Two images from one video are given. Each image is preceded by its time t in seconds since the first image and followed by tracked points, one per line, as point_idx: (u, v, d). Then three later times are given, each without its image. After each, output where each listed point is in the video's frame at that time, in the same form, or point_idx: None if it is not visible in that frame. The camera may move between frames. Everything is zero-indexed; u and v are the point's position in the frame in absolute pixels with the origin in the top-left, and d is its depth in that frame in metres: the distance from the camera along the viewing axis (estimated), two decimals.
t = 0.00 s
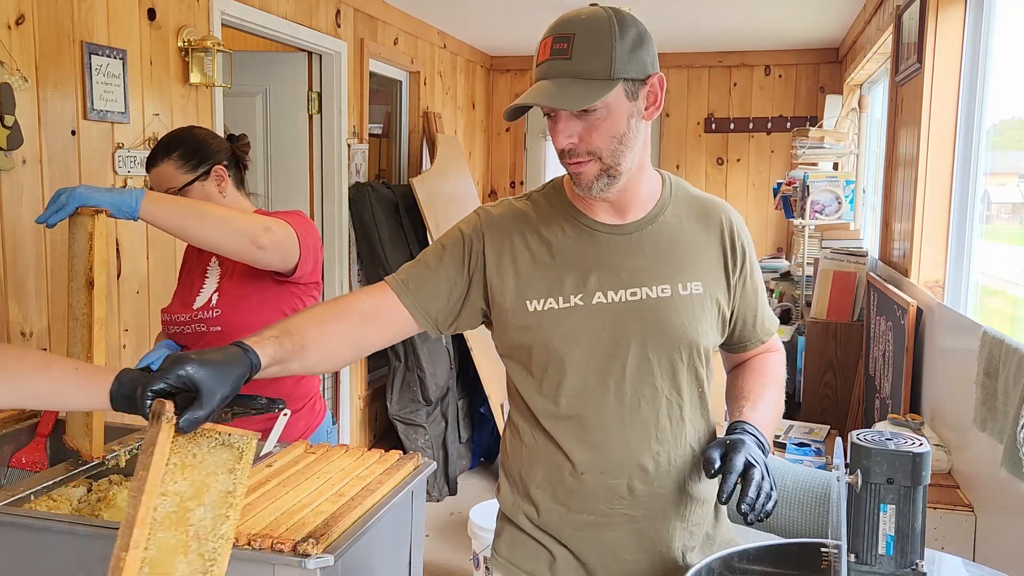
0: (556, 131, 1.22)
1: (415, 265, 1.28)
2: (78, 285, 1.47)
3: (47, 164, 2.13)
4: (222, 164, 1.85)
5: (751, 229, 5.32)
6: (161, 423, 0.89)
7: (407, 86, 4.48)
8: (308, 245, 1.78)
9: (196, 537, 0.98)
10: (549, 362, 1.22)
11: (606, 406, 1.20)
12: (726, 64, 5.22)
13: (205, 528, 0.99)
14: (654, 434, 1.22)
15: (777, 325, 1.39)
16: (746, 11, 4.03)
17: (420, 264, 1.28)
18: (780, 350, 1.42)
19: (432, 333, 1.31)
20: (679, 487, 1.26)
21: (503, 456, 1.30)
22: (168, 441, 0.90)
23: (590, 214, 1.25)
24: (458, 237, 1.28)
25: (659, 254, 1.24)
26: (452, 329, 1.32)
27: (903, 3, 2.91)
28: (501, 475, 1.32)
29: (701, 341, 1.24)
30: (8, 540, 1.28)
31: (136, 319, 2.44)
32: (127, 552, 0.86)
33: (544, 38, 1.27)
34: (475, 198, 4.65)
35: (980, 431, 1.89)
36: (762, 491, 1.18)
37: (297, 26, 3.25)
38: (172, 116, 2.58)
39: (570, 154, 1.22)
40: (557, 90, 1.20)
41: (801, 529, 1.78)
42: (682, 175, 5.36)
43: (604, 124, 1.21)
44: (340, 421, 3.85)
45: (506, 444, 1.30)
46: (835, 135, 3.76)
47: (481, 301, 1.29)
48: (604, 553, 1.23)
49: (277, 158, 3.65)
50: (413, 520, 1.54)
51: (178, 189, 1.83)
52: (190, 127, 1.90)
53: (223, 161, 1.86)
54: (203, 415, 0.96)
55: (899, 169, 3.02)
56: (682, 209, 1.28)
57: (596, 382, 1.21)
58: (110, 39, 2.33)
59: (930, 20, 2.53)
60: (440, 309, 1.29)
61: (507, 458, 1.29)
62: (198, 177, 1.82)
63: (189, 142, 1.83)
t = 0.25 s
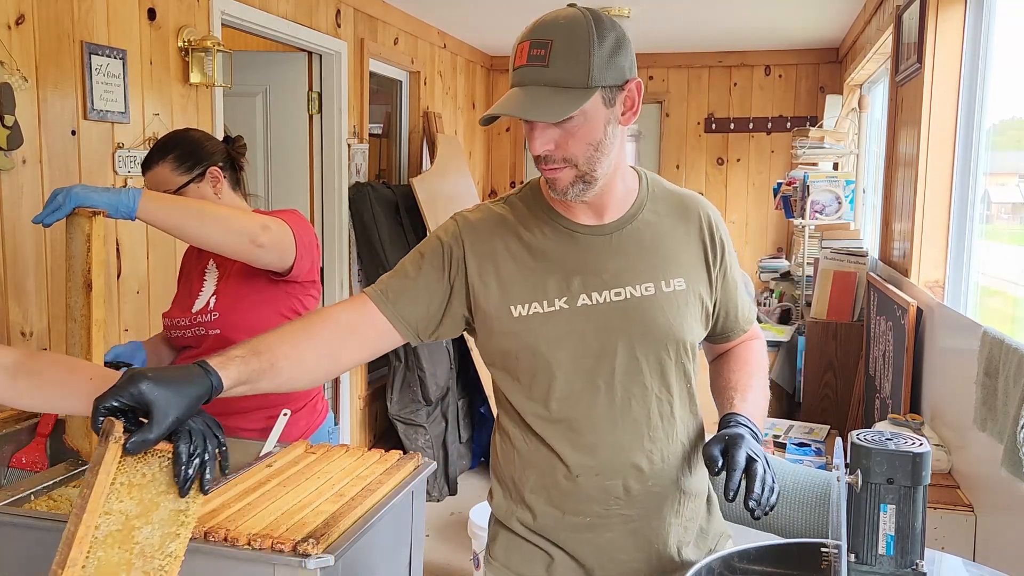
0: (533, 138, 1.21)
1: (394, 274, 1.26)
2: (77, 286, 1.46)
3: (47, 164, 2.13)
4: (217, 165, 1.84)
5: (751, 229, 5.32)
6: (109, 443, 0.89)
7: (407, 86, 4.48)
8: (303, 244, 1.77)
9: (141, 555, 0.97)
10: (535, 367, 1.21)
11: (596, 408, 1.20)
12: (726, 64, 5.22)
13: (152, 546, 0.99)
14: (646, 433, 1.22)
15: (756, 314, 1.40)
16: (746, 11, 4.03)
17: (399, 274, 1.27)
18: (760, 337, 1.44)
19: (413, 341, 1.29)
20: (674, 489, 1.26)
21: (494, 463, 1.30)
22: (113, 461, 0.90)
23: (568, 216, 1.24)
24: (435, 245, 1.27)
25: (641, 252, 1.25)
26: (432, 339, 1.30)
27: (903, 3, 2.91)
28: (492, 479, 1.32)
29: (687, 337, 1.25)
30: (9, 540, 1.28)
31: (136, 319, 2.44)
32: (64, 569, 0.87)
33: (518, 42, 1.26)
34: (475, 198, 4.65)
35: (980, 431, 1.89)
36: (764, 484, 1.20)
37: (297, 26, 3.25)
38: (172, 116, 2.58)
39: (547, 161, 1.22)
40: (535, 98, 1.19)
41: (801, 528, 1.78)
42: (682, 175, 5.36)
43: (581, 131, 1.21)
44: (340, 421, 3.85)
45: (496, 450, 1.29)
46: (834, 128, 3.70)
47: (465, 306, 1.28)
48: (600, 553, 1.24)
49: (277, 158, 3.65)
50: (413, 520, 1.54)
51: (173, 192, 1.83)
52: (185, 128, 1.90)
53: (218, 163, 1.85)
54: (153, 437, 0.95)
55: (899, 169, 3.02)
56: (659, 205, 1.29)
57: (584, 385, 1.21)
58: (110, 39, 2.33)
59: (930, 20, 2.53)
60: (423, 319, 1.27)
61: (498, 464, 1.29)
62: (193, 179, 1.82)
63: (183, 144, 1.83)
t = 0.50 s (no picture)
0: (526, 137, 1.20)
1: (374, 276, 1.25)
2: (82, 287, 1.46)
3: (46, 164, 2.13)
4: (213, 166, 1.84)
5: (751, 229, 5.33)
6: (61, 462, 0.93)
7: (407, 86, 4.48)
8: (306, 242, 1.78)
9: (99, 561, 1.06)
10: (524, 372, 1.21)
11: (588, 409, 1.21)
12: (726, 64, 5.23)
13: (107, 550, 1.07)
14: (639, 431, 1.22)
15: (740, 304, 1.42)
16: (745, 11, 4.03)
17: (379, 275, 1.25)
18: (746, 326, 1.45)
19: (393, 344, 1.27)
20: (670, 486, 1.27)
21: (489, 470, 1.29)
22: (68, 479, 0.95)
23: (551, 217, 1.24)
24: (416, 247, 1.27)
25: (626, 249, 1.25)
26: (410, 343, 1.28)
27: (903, 3, 2.91)
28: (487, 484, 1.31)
29: (674, 332, 1.26)
30: (9, 540, 1.28)
31: (136, 319, 2.44)
32: None
33: (510, 37, 1.24)
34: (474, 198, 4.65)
35: (980, 432, 1.89)
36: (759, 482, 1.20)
37: (297, 26, 3.25)
38: (172, 116, 2.58)
39: (536, 160, 1.21)
40: (532, 98, 1.19)
41: (800, 528, 1.78)
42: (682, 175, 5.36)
43: (574, 131, 1.21)
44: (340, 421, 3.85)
45: (490, 456, 1.29)
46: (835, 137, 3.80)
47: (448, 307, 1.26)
48: (600, 553, 1.24)
49: (278, 159, 3.65)
50: (413, 520, 1.53)
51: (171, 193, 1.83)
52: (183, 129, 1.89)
53: (215, 163, 1.85)
54: (103, 449, 0.96)
55: (899, 169, 3.02)
56: (640, 201, 1.30)
57: (575, 387, 1.21)
58: (110, 39, 2.33)
59: (930, 20, 2.53)
60: (406, 319, 1.26)
61: (493, 470, 1.28)
62: (190, 180, 1.82)
63: (179, 145, 1.83)
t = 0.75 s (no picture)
0: (523, 141, 1.19)
1: (356, 274, 1.24)
2: (86, 289, 1.42)
3: (47, 164, 2.13)
4: (211, 169, 1.84)
5: (751, 229, 5.33)
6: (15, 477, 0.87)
7: (407, 86, 4.48)
8: (312, 242, 1.78)
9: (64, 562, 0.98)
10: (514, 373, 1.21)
11: (580, 406, 1.21)
12: (726, 64, 5.22)
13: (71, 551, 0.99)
14: (632, 426, 1.23)
15: (726, 294, 1.42)
16: (745, 11, 4.02)
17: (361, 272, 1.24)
18: (734, 317, 1.45)
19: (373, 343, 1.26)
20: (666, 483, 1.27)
21: (484, 474, 1.29)
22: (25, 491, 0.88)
23: (534, 217, 1.25)
24: (400, 246, 1.27)
25: (610, 245, 1.26)
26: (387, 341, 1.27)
27: (903, 3, 2.91)
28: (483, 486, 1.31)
29: (662, 326, 1.26)
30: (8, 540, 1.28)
31: (136, 320, 2.44)
32: None
33: (506, 37, 1.21)
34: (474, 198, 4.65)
35: (980, 432, 1.89)
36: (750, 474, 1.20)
37: (297, 26, 3.25)
38: (172, 116, 2.58)
39: (527, 164, 1.20)
40: (533, 103, 1.17)
41: (801, 529, 1.78)
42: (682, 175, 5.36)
43: (568, 137, 1.21)
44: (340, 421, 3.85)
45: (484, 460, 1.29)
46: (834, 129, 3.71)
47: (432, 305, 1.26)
48: (599, 550, 1.24)
49: (278, 159, 3.65)
50: (413, 520, 1.54)
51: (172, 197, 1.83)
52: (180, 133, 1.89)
53: (213, 167, 1.85)
54: (66, 452, 0.93)
55: (899, 169, 3.02)
56: (623, 197, 1.31)
57: (564, 385, 1.21)
58: (110, 39, 2.33)
59: (930, 20, 2.53)
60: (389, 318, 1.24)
61: (487, 473, 1.28)
62: (189, 184, 1.82)
63: (179, 150, 1.83)
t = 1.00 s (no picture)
0: (526, 142, 1.19)
1: (356, 280, 1.24)
2: (88, 289, 1.43)
3: (46, 164, 2.13)
4: (217, 174, 1.83)
5: (751, 228, 5.33)
6: None
7: (407, 86, 4.48)
8: (317, 242, 1.77)
9: None
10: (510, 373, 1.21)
11: (577, 405, 1.21)
12: (726, 64, 5.22)
13: None
14: (629, 425, 1.23)
15: (722, 293, 1.42)
16: (745, 11, 4.02)
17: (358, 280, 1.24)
18: (730, 315, 1.45)
19: (374, 349, 1.26)
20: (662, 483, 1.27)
21: (480, 474, 1.29)
22: None
23: (533, 216, 1.25)
24: (396, 249, 1.26)
25: (607, 245, 1.26)
26: (389, 349, 1.27)
27: (903, 3, 2.91)
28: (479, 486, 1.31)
29: (658, 325, 1.27)
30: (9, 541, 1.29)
31: (136, 320, 2.44)
32: None
33: (510, 37, 1.21)
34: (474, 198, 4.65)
35: (980, 432, 1.89)
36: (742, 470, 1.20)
37: (297, 26, 3.25)
38: (172, 116, 2.58)
39: (529, 164, 1.20)
40: (538, 105, 1.17)
41: (800, 529, 1.78)
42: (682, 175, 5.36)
43: (571, 138, 1.21)
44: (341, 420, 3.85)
45: (480, 460, 1.29)
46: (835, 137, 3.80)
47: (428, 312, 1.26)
48: (595, 549, 1.24)
49: (278, 159, 3.66)
50: (414, 520, 1.54)
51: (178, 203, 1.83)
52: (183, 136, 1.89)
53: (218, 170, 1.85)
54: (133, 419, 0.98)
55: (899, 169, 3.02)
56: (619, 197, 1.31)
57: (561, 384, 1.21)
58: (110, 39, 2.33)
59: (930, 19, 2.53)
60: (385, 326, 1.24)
61: (483, 474, 1.28)
62: (195, 188, 1.82)
63: (183, 154, 1.82)
